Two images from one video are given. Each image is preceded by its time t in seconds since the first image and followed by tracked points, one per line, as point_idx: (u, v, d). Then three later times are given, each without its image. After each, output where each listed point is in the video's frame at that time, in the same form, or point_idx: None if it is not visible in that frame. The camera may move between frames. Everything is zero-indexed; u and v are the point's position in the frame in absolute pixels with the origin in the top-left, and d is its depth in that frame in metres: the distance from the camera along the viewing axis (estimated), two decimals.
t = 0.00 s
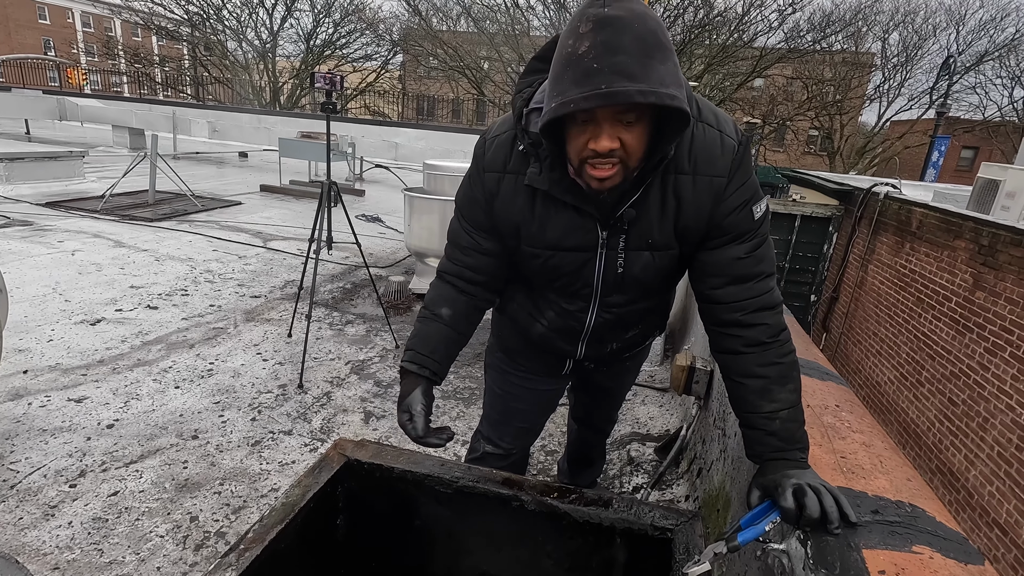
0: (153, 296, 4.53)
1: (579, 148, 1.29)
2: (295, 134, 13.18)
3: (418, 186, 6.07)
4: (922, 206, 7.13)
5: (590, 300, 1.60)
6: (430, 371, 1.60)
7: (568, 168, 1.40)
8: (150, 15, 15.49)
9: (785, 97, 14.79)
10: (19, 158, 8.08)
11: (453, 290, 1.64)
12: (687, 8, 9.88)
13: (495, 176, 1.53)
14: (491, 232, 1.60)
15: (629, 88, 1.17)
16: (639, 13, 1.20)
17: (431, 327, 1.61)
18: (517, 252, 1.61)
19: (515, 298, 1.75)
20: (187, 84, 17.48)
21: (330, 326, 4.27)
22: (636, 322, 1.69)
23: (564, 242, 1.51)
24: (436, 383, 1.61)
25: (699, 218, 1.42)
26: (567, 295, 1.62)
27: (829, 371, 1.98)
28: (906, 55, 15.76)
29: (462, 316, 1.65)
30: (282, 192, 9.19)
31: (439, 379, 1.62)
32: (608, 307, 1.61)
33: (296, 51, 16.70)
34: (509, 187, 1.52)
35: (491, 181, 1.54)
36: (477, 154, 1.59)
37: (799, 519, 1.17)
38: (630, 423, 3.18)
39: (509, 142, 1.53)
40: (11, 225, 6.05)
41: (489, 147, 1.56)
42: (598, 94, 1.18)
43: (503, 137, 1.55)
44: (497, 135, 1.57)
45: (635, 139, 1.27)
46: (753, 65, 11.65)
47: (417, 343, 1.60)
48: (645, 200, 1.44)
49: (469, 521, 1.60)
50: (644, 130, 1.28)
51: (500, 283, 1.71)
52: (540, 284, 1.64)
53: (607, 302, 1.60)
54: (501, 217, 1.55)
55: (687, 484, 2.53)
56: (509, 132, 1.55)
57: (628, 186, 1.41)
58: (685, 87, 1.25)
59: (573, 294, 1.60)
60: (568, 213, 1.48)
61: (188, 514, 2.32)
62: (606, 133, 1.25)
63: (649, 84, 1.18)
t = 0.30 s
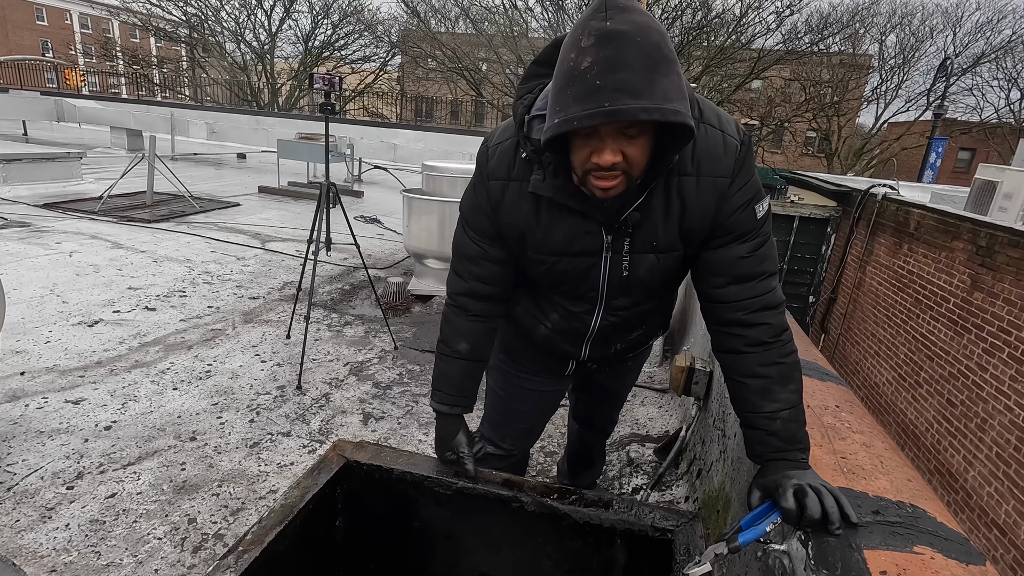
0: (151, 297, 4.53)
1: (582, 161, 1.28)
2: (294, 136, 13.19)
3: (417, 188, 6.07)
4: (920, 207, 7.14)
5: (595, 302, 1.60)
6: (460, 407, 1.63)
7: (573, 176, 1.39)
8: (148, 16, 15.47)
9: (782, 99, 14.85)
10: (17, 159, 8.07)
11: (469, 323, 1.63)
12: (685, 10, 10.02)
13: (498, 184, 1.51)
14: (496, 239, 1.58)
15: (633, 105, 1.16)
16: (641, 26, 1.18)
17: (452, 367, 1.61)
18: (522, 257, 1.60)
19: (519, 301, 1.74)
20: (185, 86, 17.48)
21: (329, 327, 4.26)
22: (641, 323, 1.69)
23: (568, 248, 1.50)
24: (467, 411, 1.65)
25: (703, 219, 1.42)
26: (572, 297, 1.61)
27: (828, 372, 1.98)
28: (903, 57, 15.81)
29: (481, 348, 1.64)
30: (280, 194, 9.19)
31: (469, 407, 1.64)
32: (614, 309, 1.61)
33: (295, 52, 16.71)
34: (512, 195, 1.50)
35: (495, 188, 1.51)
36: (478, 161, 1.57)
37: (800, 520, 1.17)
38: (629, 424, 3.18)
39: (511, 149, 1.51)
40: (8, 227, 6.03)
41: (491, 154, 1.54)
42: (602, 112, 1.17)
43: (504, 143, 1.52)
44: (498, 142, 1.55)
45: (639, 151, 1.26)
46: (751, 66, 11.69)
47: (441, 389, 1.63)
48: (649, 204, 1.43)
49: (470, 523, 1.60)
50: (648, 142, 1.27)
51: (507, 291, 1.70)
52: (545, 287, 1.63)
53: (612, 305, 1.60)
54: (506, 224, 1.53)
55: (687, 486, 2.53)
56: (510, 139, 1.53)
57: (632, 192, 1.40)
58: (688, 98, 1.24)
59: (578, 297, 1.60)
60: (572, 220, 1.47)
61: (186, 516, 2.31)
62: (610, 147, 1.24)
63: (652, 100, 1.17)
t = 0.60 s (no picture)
0: (148, 298, 4.52)
1: (573, 161, 1.28)
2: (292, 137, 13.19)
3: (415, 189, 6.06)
4: (917, 208, 7.15)
5: (590, 303, 1.60)
6: (454, 400, 1.63)
7: (565, 176, 1.39)
8: (146, 18, 15.45)
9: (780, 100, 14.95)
10: (13, 160, 8.04)
11: (466, 320, 1.63)
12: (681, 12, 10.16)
13: (492, 183, 1.51)
14: (491, 240, 1.58)
15: (621, 105, 1.16)
16: (629, 26, 1.19)
17: (447, 358, 1.62)
18: (517, 258, 1.60)
19: (517, 302, 1.74)
20: (183, 87, 17.45)
21: (326, 328, 4.25)
22: (636, 323, 1.69)
23: (562, 249, 1.50)
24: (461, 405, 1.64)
25: (698, 219, 1.42)
26: (567, 298, 1.61)
27: (826, 372, 1.98)
28: (901, 58, 15.85)
29: (475, 342, 1.65)
30: (278, 195, 9.17)
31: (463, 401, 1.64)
32: (609, 310, 1.61)
33: (293, 53, 16.70)
34: (506, 194, 1.50)
35: (489, 188, 1.52)
36: (473, 161, 1.57)
37: (797, 520, 1.17)
38: (627, 424, 3.18)
39: (505, 149, 1.51)
40: (4, 227, 6.01)
41: (485, 154, 1.54)
42: (590, 111, 1.17)
43: (498, 142, 1.52)
44: (493, 142, 1.55)
45: (629, 151, 1.26)
46: (749, 68, 11.70)
47: (436, 379, 1.62)
48: (643, 204, 1.43)
49: (468, 525, 1.59)
50: (638, 142, 1.27)
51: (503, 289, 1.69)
52: (541, 287, 1.63)
53: (607, 306, 1.60)
54: (501, 224, 1.53)
55: (685, 486, 2.52)
56: (505, 139, 1.53)
57: (625, 193, 1.40)
58: (677, 97, 1.24)
59: (573, 297, 1.60)
60: (566, 220, 1.47)
61: (183, 518, 2.30)
62: (600, 147, 1.24)
63: (640, 100, 1.17)
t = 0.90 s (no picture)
0: (146, 300, 4.51)
1: (544, 162, 1.30)
2: (291, 138, 13.18)
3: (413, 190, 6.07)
4: (914, 209, 7.17)
5: (582, 306, 1.60)
6: (443, 386, 1.53)
7: (546, 179, 1.40)
8: (144, 19, 15.44)
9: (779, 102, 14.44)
10: (10, 162, 8.02)
11: (462, 322, 1.61)
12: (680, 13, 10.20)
13: (482, 188, 1.54)
14: (484, 243, 1.60)
15: (575, 104, 1.17)
16: (590, 29, 1.20)
17: (441, 346, 1.57)
18: (510, 261, 1.61)
19: (513, 303, 1.74)
20: (182, 88, 17.44)
21: (324, 330, 4.25)
22: (629, 325, 1.69)
23: (551, 251, 1.51)
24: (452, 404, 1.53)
25: (684, 222, 1.42)
26: (561, 300, 1.61)
27: (822, 373, 1.98)
28: (898, 60, 15.89)
29: (469, 332, 1.61)
30: (276, 196, 9.16)
31: (456, 400, 1.54)
32: (601, 312, 1.61)
33: (291, 55, 16.69)
34: (495, 199, 1.52)
35: (479, 193, 1.54)
36: (464, 167, 1.60)
37: (792, 521, 1.17)
38: (625, 425, 3.18)
39: (494, 155, 1.54)
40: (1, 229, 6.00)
41: (475, 160, 1.57)
42: (547, 111, 1.19)
43: (488, 148, 1.56)
44: (484, 147, 1.58)
45: (597, 151, 1.26)
46: (747, 69, 11.73)
47: (429, 363, 1.55)
48: (628, 207, 1.44)
49: (464, 527, 1.60)
50: (607, 142, 1.27)
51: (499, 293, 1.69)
52: (534, 288, 1.63)
53: (599, 308, 1.60)
54: (490, 228, 1.55)
55: (682, 487, 2.52)
56: (495, 144, 1.56)
57: (607, 195, 1.40)
58: (642, 97, 1.24)
59: (565, 300, 1.60)
60: (553, 223, 1.48)
61: (180, 520, 2.30)
62: (565, 147, 1.25)
63: (595, 99, 1.17)
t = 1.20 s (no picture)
0: (143, 300, 4.51)
1: (532, 164, 1.30)
2: (289, 139, 13.19)
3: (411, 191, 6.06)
4: (912, 210, 7.18)
5: (574, 306, 1.60)
6: (441, 386, 1.53)
7: (535, 182, 1.41)
8: (143, 20, 15.43)
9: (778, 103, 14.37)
10: (8, 163, 8.02)
11: (456, 322, 1.61)
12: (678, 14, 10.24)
13: (474, 191, 1.55)
14: (477, 246, 1.60)
15: (562, 108, 1.17)
16: (578, 33, 1.20)
17: (436, 346, 1.56)
18: (503, 264, 1.61)
19: (507, 304, 1.74)
20: (180, 89, 17.41)
21: (323, 330, 4.24)
22: (623, 325, 1.69)
23: (543, 254, 1.51)
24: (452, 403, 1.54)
25: (675, 225, 1.42)
26: (554, 301, 1.61)
27: (819, 373, 1.98)
28: (896, 61, 15.92)
29: (464, 332, 1.61)
30: (275, 196, 9.16)
31: (456, 398, 1.54)
32: (594, 313, 1.62)
33: (290, 55, 16.69)
34: (487, 202, 1.53)
35: (471, 196, 1.55)
36: (457, 170, 1.61)
37: (790, 520, 1.16)
38: (623, 425, 3.18)
39: (486, 158, 1.54)
40: None
41: (468, 163, 1.58)
42: (533, 115, 1.19)
43: (480, 151, 1.56)
44: (476, 150, 1.59)
45: (585, 153, 1.26)
46: (746, 70, 11.74)
47: (424, 364, 1.55)
48: (619, 209, 1.44)
49: (461, 527, 1.59)
50: (595, 145, 1.27)
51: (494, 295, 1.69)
52: (527, 290, 1.63)
53: (591, 309, 1.60)
54: (482, 231, 1.56)
55: (680, 487, 2.52)
56: (488, 147, 1.57)
57: (598, 198, 1.41)
58: (630, 100, 1.23)
59: (558, 301, 1.60)
60: (543, 226, 1.49)
61: (177, 521, 2.29)
62: (553, 149, 1.25)
63: (582, 103, 1.18)
